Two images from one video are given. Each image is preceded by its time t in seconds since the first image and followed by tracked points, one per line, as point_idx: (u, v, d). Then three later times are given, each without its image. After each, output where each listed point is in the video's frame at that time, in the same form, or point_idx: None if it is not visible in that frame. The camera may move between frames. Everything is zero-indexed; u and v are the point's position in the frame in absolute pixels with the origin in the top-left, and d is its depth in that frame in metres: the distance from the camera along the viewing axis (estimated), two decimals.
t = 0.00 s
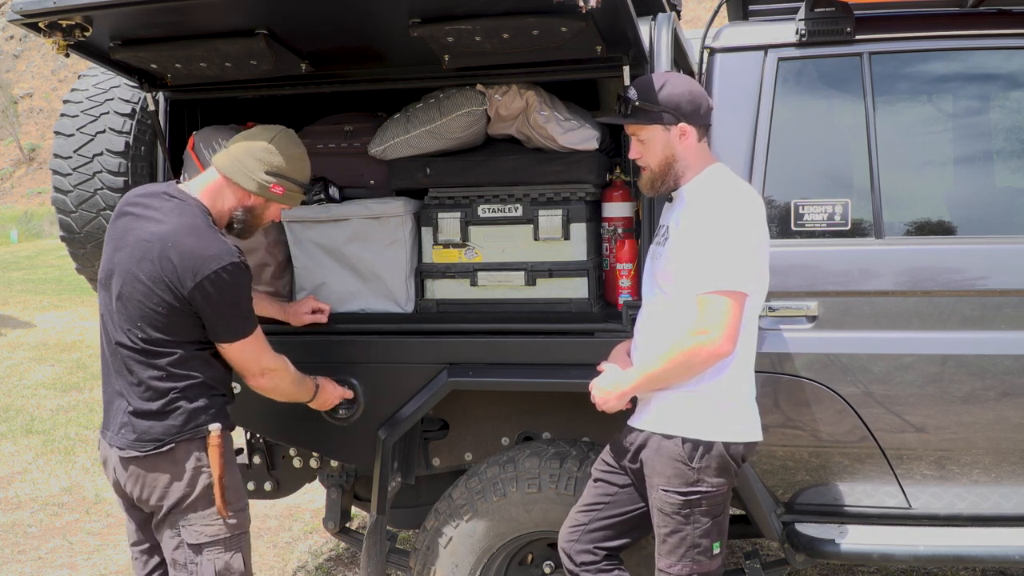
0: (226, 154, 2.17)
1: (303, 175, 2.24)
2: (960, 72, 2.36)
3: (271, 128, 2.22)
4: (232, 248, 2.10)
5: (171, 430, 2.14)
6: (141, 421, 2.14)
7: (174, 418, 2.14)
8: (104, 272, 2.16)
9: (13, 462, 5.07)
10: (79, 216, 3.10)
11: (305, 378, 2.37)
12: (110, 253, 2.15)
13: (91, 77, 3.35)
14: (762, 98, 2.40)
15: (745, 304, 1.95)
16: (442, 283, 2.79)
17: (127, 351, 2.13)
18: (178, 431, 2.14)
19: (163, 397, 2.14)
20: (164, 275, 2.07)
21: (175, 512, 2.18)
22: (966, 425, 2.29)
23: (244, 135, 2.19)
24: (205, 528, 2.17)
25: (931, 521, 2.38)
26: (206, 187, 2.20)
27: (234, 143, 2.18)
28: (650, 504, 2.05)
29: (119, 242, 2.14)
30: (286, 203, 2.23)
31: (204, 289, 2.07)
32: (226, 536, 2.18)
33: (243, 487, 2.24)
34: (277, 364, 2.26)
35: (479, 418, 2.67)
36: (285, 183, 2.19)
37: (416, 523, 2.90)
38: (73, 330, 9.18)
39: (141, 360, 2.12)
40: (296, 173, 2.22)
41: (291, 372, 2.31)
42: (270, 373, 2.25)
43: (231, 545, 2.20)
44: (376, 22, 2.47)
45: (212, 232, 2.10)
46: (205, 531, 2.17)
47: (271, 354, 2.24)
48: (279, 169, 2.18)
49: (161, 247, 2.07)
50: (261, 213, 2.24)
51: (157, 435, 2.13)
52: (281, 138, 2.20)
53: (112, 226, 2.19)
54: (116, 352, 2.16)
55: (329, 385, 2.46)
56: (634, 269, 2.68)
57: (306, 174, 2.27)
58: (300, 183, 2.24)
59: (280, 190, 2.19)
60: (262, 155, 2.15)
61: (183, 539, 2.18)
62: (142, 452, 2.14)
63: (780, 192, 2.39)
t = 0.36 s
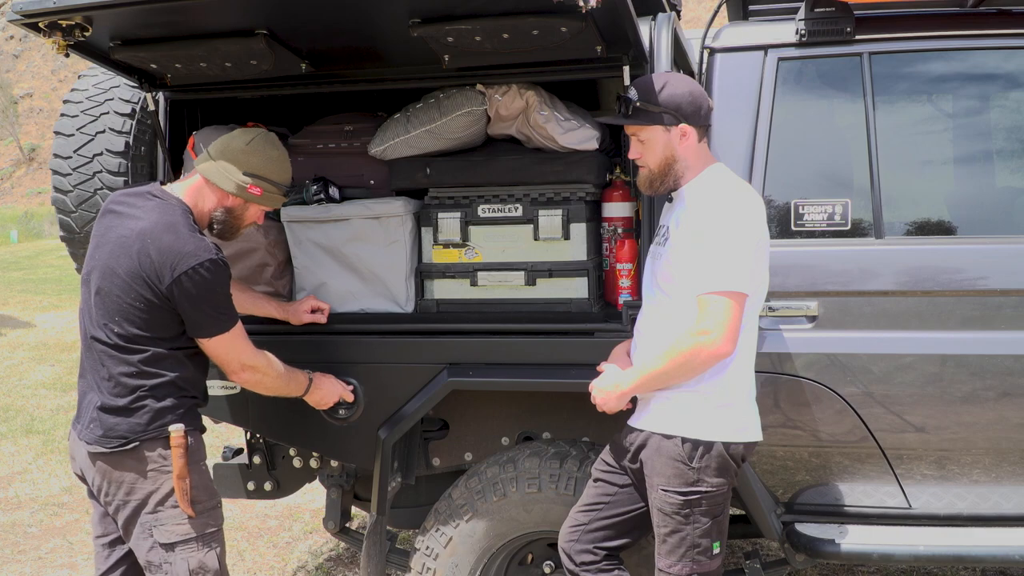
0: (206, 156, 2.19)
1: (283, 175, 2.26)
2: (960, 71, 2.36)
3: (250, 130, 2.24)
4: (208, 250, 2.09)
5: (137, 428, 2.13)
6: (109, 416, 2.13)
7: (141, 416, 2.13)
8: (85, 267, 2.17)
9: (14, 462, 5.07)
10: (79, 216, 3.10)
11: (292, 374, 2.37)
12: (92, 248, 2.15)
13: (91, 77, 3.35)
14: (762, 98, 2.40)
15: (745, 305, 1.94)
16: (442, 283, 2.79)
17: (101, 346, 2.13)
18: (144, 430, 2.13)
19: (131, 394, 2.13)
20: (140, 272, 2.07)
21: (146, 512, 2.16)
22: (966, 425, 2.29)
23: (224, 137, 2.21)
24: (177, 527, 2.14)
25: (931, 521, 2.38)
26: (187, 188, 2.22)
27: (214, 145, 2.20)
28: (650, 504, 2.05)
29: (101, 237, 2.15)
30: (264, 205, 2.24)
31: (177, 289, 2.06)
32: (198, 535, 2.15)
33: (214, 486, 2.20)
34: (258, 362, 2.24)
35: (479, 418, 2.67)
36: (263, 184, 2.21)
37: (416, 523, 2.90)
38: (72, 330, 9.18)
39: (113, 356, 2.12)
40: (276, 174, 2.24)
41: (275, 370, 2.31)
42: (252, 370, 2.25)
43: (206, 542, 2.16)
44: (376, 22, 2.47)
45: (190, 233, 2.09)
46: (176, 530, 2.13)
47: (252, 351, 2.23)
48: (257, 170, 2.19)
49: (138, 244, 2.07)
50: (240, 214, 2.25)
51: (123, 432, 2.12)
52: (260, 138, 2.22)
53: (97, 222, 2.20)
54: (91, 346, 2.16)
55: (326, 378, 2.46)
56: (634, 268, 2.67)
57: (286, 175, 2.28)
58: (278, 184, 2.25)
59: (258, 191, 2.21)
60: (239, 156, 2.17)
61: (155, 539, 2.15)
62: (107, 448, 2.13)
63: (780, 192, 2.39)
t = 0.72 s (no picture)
0: (190, 154, 2.20)
1: (268, 170, 2.27)
2: (960, 71, 2.36)
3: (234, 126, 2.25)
4: (195, 241, 2.08)
5: (132, 428, 2.12)
6: (103, 417, 2.13)
7: (136, 415, 2.13)
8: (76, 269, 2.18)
9: (13, 462, 5.07)
10: (78, 216, 3.13)
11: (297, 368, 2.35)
12: (82, 250, 2.16)
13: (91, 77, 3.35)
14: (762, 98, 2.40)
15: (745, 305, 1.94)
16: (442, 283, 2.79)
17: (95, 347, 2.14)
18: (139, 429, 2.12)
19: (126, 394, 2.13)
20: (129, 270, 2.07)
21: (142, 512, 2.15)
22: (966, 425, 2.29)
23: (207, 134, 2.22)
24: (172, 526, 2.13)
25: (931, 521, 2.38)
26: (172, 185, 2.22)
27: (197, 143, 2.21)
28: (650, 504, 2.05)
29: (89, 238, 2.15)
30: (249, 199, 2.25)
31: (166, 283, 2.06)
32: (193, 534, 2.14)
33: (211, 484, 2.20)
34: (256, 354, 2.24)
35: (480, 418, 2.67)
36: (246, 178, 2.22)
37: (416, 523, 2.89)
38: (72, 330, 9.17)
39: (106, 356, 2.13)
40: (261, 169, 2.24)
41: (277, 364, 2.29)
42: (250, 363, 2.24)
43: (203, 541, 2.15)
44: (376, 22, 2.47)
45: (177, 227, 2.09)
46: (172, 530, 2.13)
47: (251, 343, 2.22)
48: (240, 164, 2.20)
49: (125, 241, 2.08)
50: (225, 209, 2.25)
51: (118, 432, 2.12)
52: (243, 134, 2.23)
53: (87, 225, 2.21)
54: (85, 347, 2.16)
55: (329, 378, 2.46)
56: (634, 268, 2.67)
57: (270, 169, 2.28)
58: (262, 178, 2.25)
59: (242, 185, 2.21)
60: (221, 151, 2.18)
61: (151, 539, 2.14)
62: (103, 448, 2.13)
63: (780, 192, 2.39)
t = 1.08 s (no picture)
0: (191, 160, 2.17)
1: (268, 180, 2.23)
2: (960, 71, 2.36)
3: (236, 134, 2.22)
4: (186, 249, 2.06)
5: (120, 430, 2.13)
6: (93, 419, 2.14)
7: (124, 417, 2.13)
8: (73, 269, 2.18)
9: (13, 462, 5.07)
10: (78, 216, 3.13)
11: (280, 391, 2.32)
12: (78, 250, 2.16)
13: (91, 77, 3.35)
14: (762, 98, 2.40)
15: (745, 305, 1.94)
16: (442, 283, 2.79)
17: (85, 347, 2.14)
18: (127, 431, 2.12)
19: (115, 396, 2.13)
20: (120, 273, 2.07)
21: (133, 514, 2.15)
22: (966, 425, 2.29)
23: (209, 141, 2.19)
24: (163, 529, 2.14)
25: (931, 521, 2.38)
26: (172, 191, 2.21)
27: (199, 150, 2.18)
28: (650, 504, 2.05)
29: (85, 238, 2.16)
30: (248, 208, 2.20)
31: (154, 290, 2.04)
32: (184, 536, 2.15)
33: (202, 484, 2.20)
34: (236, 374, 2.20)
35: (479, 418, 2.67)
36: (245, 188, 2.17)
37: (416, 523, 2.89)
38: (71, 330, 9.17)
39: (97, 357, 2.13)
40: (261, 178, 2.20)
41: (260, 386, 2.26)
42: (230, 382, 2.21)
43: (194, 543, 2.16)
44: (376, 22, 2.47)
45: (169, 233, 2.07)
46: (163, 532, 2.14)
47: (233, 363, 2.20)
48: (239, 173, 2.15)
49: (117, 244, 2.07)
50: (224, 217, 2.21)
51: (107, 434, 2.13)
52: (245, 142, 2.19)
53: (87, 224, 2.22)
54: (77, 347, 2.17)
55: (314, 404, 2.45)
56: (634, 268, 2.67)
57: (271, 178, 2.23)
58: (262, 187, 2.20)
59: (240, 195, 2.16)
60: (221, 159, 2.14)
61: (142, 541, 2.15)
62: (92, 450, 2.13)
63: (780, 192, 2.39)
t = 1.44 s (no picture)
0: (199, 175, 2.12)
1: (275, 204, 2.14)
2: (959, 71, 2.36)
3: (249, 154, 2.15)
4: (180, 268, 2.04)
5: (104, 434, 2.13)
6: (78, 421, 2.15)
7: (108, 422, 2.13)
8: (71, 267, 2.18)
9: (13, 462, 5.07)
10: (78, 216, 3.13)
11: (263, 423, 2.29)
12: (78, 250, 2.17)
13: (91, 77, 3.35)
14: (762, 98, 2.40)
15: (745, 305, 1.94)
16: (442, 283, 2.79)
17: (75, 349, 2.15)
18: (110, 436, 2.13)
19: (99, 400, 2.13)
20: (113, 281, 2.06)
21: (119, 517, 2.17)
22: (966, 425, 2.29)
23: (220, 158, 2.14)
24: (147, 532, 2.15)
25: (931, 521, 2.38)
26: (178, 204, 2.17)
27: (208, 165, 2.13)
28: (650, 504, 2.05)
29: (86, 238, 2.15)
30: (250, 229, 2.12)
31: (144, 303, 2.03)
32: (168, 540, 2.16)
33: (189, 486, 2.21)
34: (221, 396, 2.17)
35: (479, 418, 2.67)
36: (248, 210, 2.10)
37: (416, 523, 2.89)
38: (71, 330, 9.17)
39: (85, 361, 2.13)
40: (265, 201, 2.11)
41: (242, 416, 2.23)
42: (212, 405, 2.17)
43: (179, 546, 2.18)
44: (376, 22, 2.47)
45: (167, 247, 2.06)
46: (148, 535, 2.15)
47: (221, 388, 2.16)
48: (243, 195, 2.08)
49: (113, 252, 2.06)
50: (227, 235, 2.15)
51: (91, 437, 2.13)
52: (255, 162, 2.12)
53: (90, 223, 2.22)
54: (68, 346, 2.18)
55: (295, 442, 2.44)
56: (634, 268, 2.67)
57: (278, 202, 2.15)
58: (267, 211, 2.12)
59: (242, 217, 2.09)
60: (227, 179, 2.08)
61: (127, 543, 2.17)
62: (76, 452, 2.15)
63: (780, 192, 2.39)
